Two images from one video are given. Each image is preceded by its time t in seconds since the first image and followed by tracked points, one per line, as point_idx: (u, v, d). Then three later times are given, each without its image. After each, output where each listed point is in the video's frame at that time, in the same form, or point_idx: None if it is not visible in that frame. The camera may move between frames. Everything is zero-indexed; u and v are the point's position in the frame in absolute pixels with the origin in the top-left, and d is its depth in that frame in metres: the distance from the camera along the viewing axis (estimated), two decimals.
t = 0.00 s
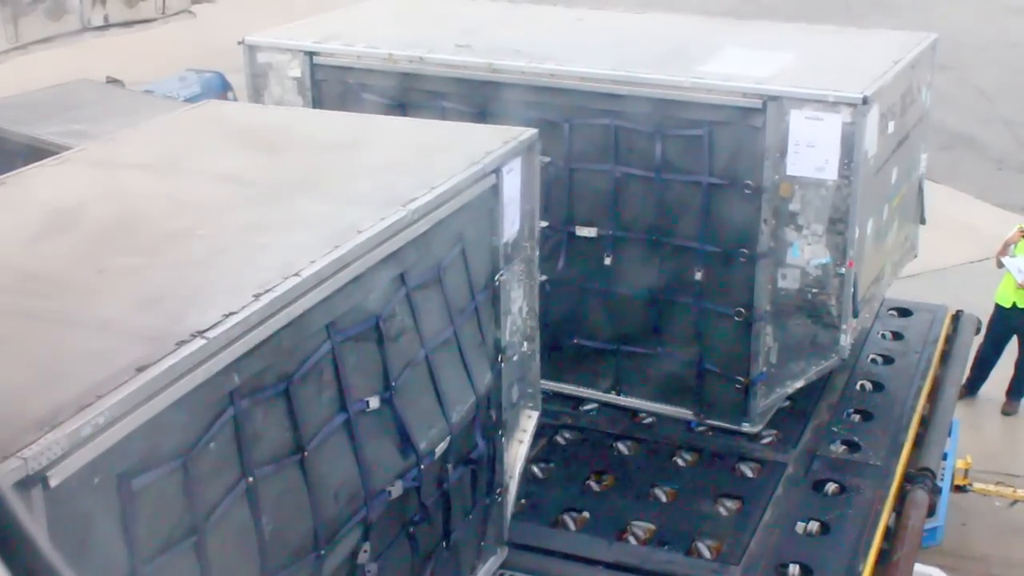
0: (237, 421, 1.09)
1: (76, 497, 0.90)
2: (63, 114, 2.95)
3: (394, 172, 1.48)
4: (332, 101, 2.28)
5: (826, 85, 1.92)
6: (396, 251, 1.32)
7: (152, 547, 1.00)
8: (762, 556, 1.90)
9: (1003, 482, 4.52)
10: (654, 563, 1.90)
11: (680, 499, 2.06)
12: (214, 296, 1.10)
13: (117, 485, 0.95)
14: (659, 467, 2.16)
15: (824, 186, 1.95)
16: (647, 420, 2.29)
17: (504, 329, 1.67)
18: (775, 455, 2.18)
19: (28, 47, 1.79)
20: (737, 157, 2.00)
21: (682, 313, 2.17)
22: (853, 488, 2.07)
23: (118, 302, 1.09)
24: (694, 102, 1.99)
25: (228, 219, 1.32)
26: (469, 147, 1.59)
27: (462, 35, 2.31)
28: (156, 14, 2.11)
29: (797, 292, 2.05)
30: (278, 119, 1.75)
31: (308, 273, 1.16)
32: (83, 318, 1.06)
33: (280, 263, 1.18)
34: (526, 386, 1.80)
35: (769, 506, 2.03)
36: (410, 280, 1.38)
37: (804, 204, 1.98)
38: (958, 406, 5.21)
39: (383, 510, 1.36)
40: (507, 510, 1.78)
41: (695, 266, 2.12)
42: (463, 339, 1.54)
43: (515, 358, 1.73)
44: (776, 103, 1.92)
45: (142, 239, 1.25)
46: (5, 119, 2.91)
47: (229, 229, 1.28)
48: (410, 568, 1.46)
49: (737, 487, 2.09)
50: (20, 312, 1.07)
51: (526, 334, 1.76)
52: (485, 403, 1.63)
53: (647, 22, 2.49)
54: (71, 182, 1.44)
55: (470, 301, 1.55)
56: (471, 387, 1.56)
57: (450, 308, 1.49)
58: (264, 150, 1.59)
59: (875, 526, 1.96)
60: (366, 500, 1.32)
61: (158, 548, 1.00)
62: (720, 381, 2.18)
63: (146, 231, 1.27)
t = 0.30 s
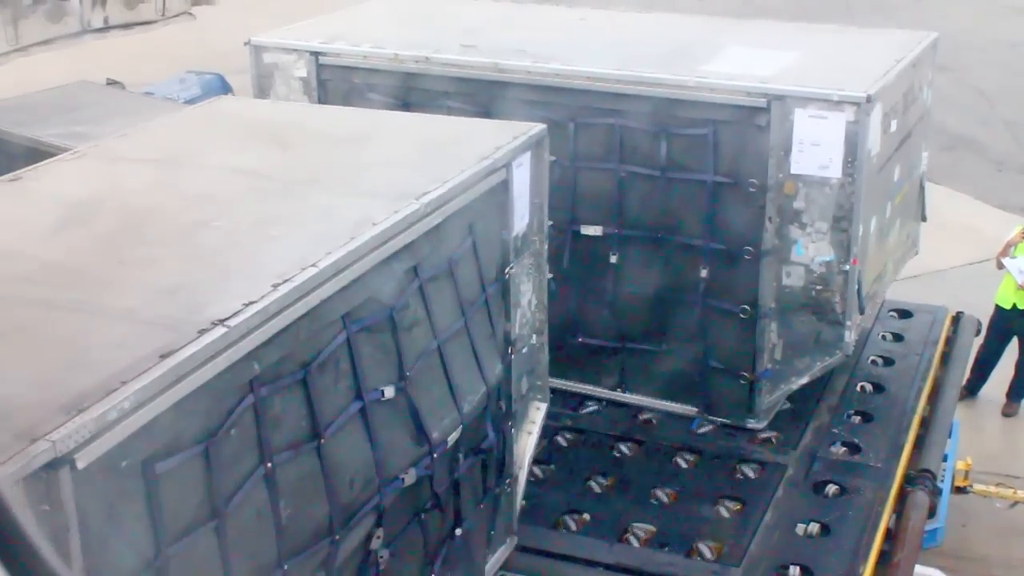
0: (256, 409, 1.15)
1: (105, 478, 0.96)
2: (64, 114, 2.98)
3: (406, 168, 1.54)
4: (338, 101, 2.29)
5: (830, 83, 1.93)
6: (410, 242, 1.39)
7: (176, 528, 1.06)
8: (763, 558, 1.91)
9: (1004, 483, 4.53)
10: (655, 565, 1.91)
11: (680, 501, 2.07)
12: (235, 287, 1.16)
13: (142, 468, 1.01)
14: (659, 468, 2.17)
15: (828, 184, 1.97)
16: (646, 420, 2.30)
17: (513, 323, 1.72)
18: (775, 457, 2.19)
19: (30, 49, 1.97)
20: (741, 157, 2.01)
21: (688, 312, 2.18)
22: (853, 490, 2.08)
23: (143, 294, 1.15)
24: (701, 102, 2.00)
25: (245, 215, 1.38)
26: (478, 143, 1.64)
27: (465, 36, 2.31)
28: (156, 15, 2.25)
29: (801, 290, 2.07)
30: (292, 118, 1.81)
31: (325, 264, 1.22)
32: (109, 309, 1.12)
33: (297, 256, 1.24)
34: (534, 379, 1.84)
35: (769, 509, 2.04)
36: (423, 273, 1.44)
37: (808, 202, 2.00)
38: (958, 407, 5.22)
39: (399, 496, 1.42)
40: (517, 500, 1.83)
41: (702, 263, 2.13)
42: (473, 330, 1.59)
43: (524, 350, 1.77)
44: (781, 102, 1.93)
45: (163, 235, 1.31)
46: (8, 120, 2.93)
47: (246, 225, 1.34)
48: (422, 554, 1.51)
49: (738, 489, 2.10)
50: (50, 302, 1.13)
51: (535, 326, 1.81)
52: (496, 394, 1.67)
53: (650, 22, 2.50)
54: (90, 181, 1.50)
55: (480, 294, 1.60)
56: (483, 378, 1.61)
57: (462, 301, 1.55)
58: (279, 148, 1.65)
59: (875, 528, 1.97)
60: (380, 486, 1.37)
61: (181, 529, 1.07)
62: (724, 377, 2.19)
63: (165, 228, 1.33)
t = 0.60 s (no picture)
0: (277, 395, 1.18)
1: (135, 459, 1.00)
2: (63, 118, 3.00)
3: (419, 163, 1.58)
4: (349, 98, 2.32)
5: (835, 81, 1.96)
6: (424, 235, 1.42)
7: (201, 510, 1.09)
8: (763, 561, 1.93)
9: (1004, 485, 4.56)
10: (654, 567, 1.92)
11: (679, 502, 2.09)
12: (256, 278, 1.20)
13: (170, 450, 1.04)
14: (660, 469, 2.19)
15: (833, 179, 2.00)
16: (646, 423, 2.32)
17: (523, 315, 1.75)
18: (774, 459, 2.19)
19: (26, 51, 1.76)
20: (748, 152, 2.06)
21: (691, 307, 2.23)
22: (852, 491, 2.08)
23: (167, 283, 1.19)
24: (709, 99, 2.03)
25: (262, 208, 1.42)
26: (490, 139, 1.68)
27: (473, 35, 2.34)
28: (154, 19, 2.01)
29: (806, 282, 2.10)
30: (306, 115, 1.84)
31: (342, 254, 1.26)
32: (135, 298, 1.16)
33: (315, 248, 1.28)
34: (543, 372, 1.87)
35: (770, 509, 2.05)
36: (436, 266, 1.47)
37: (814, 196, 2.03)
38: (958, 408, 5.25)
39: (413, 483, 1.45)
40: (526, 489, 1.87)
41: (708, 256, 2.17)
42: (485, 322, 1.63)
43: (533, 343, 1.81)
44: (787, 98, 1.97)
45: (183, 227, 1.35)
46: (12, 124, 2.96)
47: (263, 218, 1.38)
48: (435, 542, 1.55)
49: (738, 491, 2.11)
50: (78, 292, 1.17)
51: (544, 319, 1.84)
52: (507, 385, 1.71)
53: (656, 21, 2.53)
54: (110, 177, 1.54)
55: (491, 287, 1.64)
56: (493, 368, 1.65)
57: (474, 293, 1.58)
58: (294, 143, 1.68)
59: (875, 530, 1.98)
60: (395, 473, 1.41)
61: (205, 511, 1.10)
62: (730, 369, 2.23)
63: (186, 221, 1.37)
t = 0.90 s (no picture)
0: (296, 383, 1.22)
1: (160, 444, 1.04)
2: (62, 120, 3.02)
3: (431, 158, 1.61)
4: (359, 95, 2.35)
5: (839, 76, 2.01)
6: (435, 229, 1.46)
7: (223, 496, 1.13)
8: (765, 561, 1.90)
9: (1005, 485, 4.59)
10: (657, 567, 1.89)
11: (680, 504, 2.07)
12: (275, 270, 1.24)
13: (194, 437, 1.08)
14: (660, 471, 2.17)
15: (837, 172, 2.04)
16: (647, 424, 2.31)
17: (532, 309, 1.78)
18: (776, 459, 2.18)
19: (27, 53, 1.72)
20: (753, 147, 2.09)
21: (697, 300, 2.27)
22: (854, 492, 2.06)
23: (187, 276, 1.23)
24: (716, 94, 2.07)
25: (277, 203, 1.46)
26: (500, 134, 1.71)
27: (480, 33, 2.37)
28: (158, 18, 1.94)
29: (811, 275, 2.15)
30: (317, 112, 1.88)
31: (359, 246, 1.30)
32: (157, 289, 1.20)
33: (331, 241, 1.32)
34: (551, 365, 1.91)
35: (772, 509, 2.03)
36: (448, 259, 1.50)
37: (818, 190, 2.07)
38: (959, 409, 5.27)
39: (428, 471, 1.49)
40: (536, 476, 1.91)
41: (714, 249, 2.21)
42: (496, 315, 1.66)
43: (542, 337, 1.84)
44: (791, 92, 2.01)
45: (201, 223, 1.39)
46: (16, 126, 2.98)
47: (279, 212, 1.42)
48: (448, 530, 1.58)
49: (737, 492, 2.09)
50: (101, 284, 1.21)
51: (553, 313, 1.88)
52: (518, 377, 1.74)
53: (661, 19, 2.56)
54: (127, 174, 1.57)
55: (502, 279, 1.67)
56: (505, 359, 1.68)
57: (485, 285, 1.62)
58: (307, 139, 1.72)
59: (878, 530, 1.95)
60: (411, 462, 1.44)
61: (227, 496, 1.14)
62: (737, 361, 2.26)
63: (204, 216, 1.41)
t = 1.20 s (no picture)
0: (314, 369, 1.26)
1: (184, 427, 1.08)
2: (63, 120, 3.04)
3: (442, 152, 1.65)
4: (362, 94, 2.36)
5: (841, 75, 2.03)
6: (449, 218, 1.51)
7: (243, 478, 1.18)
8: (765, 562, 1.90)
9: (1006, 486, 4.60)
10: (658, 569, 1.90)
11: (681, 504, 2.08)
12: (293, 260, 1.28)
13: (215, 421, 1.12)
14: (661, 471, 2.18)
15: (839, 171, 2.06)
16: (647, 425, 2.32)
17: (542, 300, 1.83)
18: (776, 460, 2.18)
19: (26, 52, 2.15)
20: (754, 147, 2.11)
21: (700, 299, 2.28)
22: (854, 493, 2.07)
23: (207, 265, 1.28)
24: (717, 93, 2.08)
25: (292, 197, 1.50)
26: (510, 127, 1.75)
27: (482, 32, 2.38)
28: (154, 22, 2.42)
29: (812, 273, 2.17)
30: (323, 109, 1.91)
31: (375, 236, 1.35)
32: (179, 278, 1.24)
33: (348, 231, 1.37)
34: (561, 355, 1.94)
35: (772, 510, 2.04)
36: (461, 249, 1.55)
37: (819, 188, 2.09)
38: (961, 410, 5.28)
39: (440, 457, 1.54)
40: (546, 467, 1.93)
41: (716, 249, 2.22)
42: (507, 304, 1.70)
43: (552, 327, 1.88)
44: (793, 91, 2.03)
45: (213, 219, 1.42)
46: (15, 126, 3.00)
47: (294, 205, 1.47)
48: (460, 517, 1.63)
49: (738, 493, 2.10)
50: (124, 274, 1.26)
51: (563, 303, 1.91)
52: (528, 367, 1.79)
53: (663, 18, 2.57)
54: (137, 172, 1.61)
55: (512, 271, 1.71)
56: (516, 349, 1.73)
57: (497, 276, 1.66)
58: (314, 138, 1.75)
59: (878, 531, 1.96)
60: (423, 447, 1.49)
61: (248, 479, 1.18)
62: (737, 358, 2.28)
63: (221, 209, 1.45)
